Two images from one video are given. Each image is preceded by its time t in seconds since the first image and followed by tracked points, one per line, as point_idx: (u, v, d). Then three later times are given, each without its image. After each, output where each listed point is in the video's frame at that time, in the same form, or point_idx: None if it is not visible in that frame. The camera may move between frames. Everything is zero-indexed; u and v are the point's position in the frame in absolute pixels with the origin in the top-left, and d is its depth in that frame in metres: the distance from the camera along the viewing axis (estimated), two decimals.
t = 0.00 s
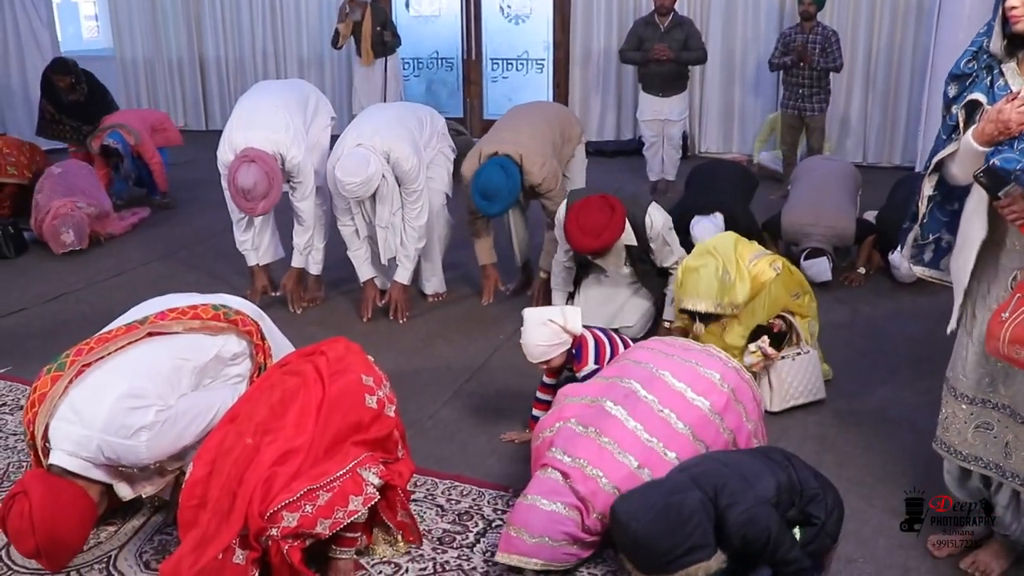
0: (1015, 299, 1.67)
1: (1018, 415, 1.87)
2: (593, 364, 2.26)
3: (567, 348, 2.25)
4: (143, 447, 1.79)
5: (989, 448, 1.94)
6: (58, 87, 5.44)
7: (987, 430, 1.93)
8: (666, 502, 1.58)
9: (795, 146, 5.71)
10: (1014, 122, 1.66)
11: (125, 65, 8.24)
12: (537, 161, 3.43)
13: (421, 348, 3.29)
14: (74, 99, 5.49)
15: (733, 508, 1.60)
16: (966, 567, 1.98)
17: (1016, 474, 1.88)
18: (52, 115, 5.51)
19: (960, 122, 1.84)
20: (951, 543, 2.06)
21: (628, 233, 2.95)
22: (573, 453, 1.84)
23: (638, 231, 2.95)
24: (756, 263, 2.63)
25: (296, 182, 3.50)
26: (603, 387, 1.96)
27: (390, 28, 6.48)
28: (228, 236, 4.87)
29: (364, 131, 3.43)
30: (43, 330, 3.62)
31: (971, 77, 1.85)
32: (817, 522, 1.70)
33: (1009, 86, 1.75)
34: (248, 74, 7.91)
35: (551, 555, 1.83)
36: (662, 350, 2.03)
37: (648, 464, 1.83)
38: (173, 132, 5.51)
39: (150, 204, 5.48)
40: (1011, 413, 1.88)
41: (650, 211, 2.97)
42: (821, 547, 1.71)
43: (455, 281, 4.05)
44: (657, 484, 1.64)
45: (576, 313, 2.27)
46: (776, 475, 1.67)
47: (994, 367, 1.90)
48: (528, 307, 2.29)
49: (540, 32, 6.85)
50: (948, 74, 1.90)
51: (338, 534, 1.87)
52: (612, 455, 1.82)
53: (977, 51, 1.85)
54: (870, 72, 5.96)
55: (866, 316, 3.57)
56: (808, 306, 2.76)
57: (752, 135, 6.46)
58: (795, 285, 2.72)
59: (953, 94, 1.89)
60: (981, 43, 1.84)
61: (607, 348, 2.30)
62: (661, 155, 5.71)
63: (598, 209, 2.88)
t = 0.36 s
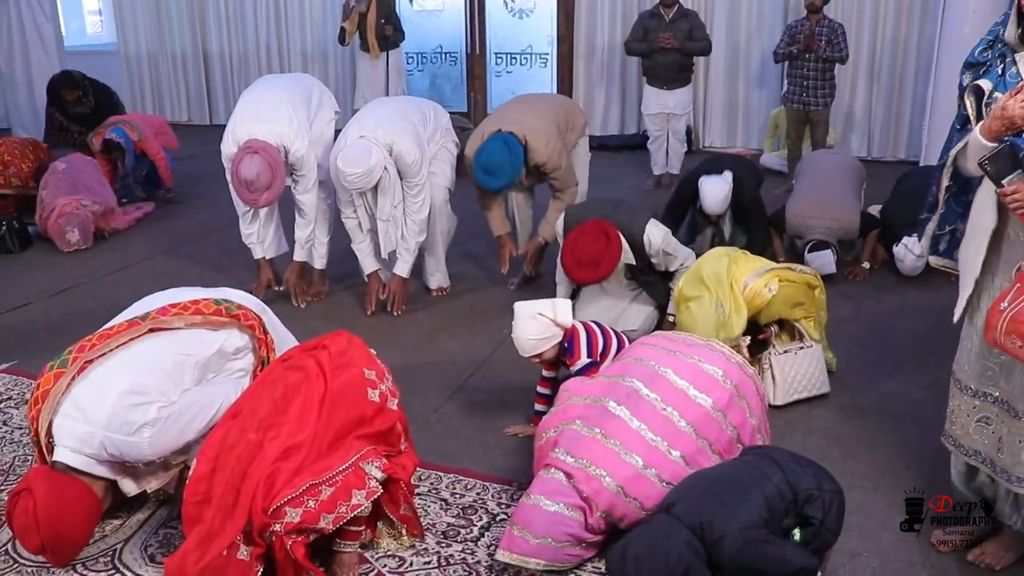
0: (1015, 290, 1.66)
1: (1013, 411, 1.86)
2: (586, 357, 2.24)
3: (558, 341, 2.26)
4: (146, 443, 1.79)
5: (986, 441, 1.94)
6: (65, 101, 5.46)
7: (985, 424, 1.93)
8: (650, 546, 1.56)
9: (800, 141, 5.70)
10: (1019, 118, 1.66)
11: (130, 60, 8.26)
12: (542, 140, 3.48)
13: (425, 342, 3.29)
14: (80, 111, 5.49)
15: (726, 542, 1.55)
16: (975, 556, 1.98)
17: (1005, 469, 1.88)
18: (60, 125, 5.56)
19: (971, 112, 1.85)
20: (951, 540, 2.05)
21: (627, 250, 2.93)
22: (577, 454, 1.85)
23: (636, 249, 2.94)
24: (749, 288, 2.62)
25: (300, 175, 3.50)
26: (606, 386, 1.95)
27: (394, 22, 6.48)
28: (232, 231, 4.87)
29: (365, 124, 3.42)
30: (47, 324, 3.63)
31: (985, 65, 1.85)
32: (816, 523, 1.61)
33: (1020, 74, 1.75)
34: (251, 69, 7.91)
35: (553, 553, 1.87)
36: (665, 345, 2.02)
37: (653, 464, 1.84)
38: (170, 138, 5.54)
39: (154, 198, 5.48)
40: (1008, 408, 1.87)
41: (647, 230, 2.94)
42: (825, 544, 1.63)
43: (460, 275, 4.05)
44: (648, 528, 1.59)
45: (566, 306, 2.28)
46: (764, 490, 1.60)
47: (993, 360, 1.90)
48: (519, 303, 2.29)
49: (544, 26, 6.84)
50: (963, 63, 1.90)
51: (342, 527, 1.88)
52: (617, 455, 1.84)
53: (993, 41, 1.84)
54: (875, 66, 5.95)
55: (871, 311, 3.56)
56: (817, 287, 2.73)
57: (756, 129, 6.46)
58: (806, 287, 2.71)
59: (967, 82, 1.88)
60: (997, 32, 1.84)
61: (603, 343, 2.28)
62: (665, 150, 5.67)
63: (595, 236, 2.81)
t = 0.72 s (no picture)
0: (1017, 285, 1.66)
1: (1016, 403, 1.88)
2: (577, 356, 2.24)
3: (547, 342, 2.26)
4: (148, 440, 1.80)
5: (989, 434, 1.95)
6: (72, 113, 5.47)
7: (986, 415, 1.95)
8: None
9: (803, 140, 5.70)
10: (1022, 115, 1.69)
11: (133, 56, 8.26)
12: (545, 120, 3.49)
13: (428, 339, 3.29)
14: (85, 121, 5.51)
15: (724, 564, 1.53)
16: (977, 558, 1.97)
17: (1006, 459, 1.89)
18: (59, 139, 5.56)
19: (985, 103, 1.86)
20: (950, 540, 2.04)
21: (626, 276, 2.90)
22: (578, 452, 1.86)
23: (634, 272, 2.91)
24: (745, 312, 2.59)
25: (301, 168, 3.51)
26: (608, 386, 1.95)
27: (397, 19, 6.48)
28: (235, 227, 4.87)
29: (368, 119, 3.43)
30: (50, 320, 3.64)
31: (1005, 57, 1.86)
32: (811, 525, 1.61)
33: None
34: (255, 65, 7.90)
35: (555, 553, 1.87)
36: (667, 343, 2.02)
37: (655, 464, 1.84)
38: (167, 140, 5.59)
39: (157, 195, 5.48)
40: (1011, 400, 1.90)
41: (642, 253, 2.88)
42: (822, 542, 1.63)
43: (462, 273, 4.05)
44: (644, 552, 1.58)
45: (552, 305, 2.26)
46: (756, 503, 1.58)
47: (996, 355, 1.91)
48: (505, 308, 2.27)
49: (548, 24, 6.84)
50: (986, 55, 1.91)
51: (345, 525, 1.88)
52: (619, 454, 1.84)
53: (1013, 33, 1.85)
54: (879, 64, 5.94)
55: (874, 310, 3.56)
56: (813, 287, 2.71)
57: (759, 128, 6.45)
58: (802, 292, 2.69)
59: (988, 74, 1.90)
60: (1018, 25, 1.84)
61: (595, 340, 2.28)
62: (668, 146, 5.67)
63: (586, 270, 2.62)
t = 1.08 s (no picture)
0: None
1: None
2: (575, 360, 2.24)
3: (544, 349, 2.23)
4: (151, 439, 1.80)
5: (1000, 432, 1.96)
6: (75, 122, 5.47)
7: (996, 415, 1.96)
8: None
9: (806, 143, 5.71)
10: None
11: (136, 56, 8.28)
12: (551, 101, 3.51)
13: (431, 341, 3.29)
14: (89, 132, 5.49)
15: None
16: (979, 561, 1.97)
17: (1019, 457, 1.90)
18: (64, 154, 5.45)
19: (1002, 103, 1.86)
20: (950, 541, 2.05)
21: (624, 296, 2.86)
22: (580, 452, 1.86)
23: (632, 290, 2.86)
24: (745, 331, 2.56)
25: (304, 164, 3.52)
26: (610, 386, 1.95)
27: (400, 20, 6.49)
28: (238, 228, 4.87)
29: (372, 118, 3.43)
30: (53, 320, 3.64)
31: None
32: (810, 529, 1.61)
33: None
34: (258, 66, 7.91)
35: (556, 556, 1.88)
36: (671, 346, 2.02)
37: (658, 464, 1.84)
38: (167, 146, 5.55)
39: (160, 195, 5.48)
40: None
41: (638, 273, 2.81)
42: (821, 543, 1.63)
43: (464, 275, 4.05)
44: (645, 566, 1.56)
45: (546, 312, 2.24)
46: (754, 511, 1.57)
47: (1004, 357, 1.92)
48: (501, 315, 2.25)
49: (550, 25, 6.85)
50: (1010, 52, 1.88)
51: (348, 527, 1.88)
52: (622, 455, 1.84)
53: None
54: (882, 66, 5.93)
55: (876, 313, 3.56)
56: (810, 292, 2.71)
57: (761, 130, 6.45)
58: (798, 300, 2.68)
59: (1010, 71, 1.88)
60: None
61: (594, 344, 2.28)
62: (670, 148, 5.66)
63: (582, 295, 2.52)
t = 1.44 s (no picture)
0: None
1: None
2: (582, 365, 2.24)
3: (550, 357, 2.23)
4: (156, 443, 1.80)
5: (999, 443, 1.96)
6: (80, 134, 5.45)
7: (996, 425, 1.96)
8: None
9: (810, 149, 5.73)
10: None
11: (140, 62, 8.32)
12: (559, 86, 3.54)
13: (434, 347, 3.29)
14: (94, 143, 5.49)
15: None
16: (984, 569, 1.97)
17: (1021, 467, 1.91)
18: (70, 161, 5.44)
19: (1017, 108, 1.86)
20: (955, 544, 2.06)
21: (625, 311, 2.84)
22: (586, 441, 1.85)
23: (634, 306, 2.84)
24: (746, 346, 2.57)
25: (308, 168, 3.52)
26: (618, 378, 1.95)
27: (403, 25, 6.50)
28: (241, 233, 4.87)
29: (379, 114, 3.43)
30: (57, 325, 3.64)
31: None
32: (811, 537, 1.61)
33: None
34: (261, 71, 7.92)
35: (556, 539, 1.86)
36: (678, 346, 2.03)
37: (664, 455, 1.84)
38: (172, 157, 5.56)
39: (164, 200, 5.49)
40: None
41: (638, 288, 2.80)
42: (823, 550, 1.63)
43: (468, 280, 4.05)
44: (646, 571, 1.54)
45: (550, 322, 2.24)
46: (756, 518, 1.56)
47: (1008, 366, 1.92)
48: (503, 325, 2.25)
49: (553, 32, 6.86)
50: None
51: (353, 531, 1.88)
52: (628, 445, 1.83)
53: None
54: (885, 72, 5.93)
55: (879, 319, 3.56)
56: (811, 300, 2.71)
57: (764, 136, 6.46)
58: (797, 311, 2.67)
59: None
60: None
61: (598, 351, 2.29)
62: (674, 154, 5.66)
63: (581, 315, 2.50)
